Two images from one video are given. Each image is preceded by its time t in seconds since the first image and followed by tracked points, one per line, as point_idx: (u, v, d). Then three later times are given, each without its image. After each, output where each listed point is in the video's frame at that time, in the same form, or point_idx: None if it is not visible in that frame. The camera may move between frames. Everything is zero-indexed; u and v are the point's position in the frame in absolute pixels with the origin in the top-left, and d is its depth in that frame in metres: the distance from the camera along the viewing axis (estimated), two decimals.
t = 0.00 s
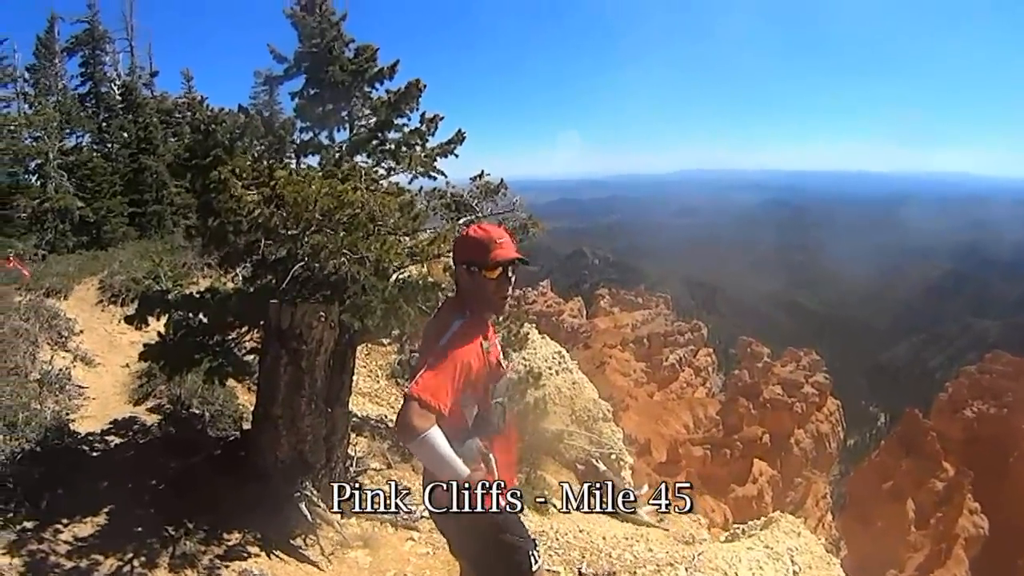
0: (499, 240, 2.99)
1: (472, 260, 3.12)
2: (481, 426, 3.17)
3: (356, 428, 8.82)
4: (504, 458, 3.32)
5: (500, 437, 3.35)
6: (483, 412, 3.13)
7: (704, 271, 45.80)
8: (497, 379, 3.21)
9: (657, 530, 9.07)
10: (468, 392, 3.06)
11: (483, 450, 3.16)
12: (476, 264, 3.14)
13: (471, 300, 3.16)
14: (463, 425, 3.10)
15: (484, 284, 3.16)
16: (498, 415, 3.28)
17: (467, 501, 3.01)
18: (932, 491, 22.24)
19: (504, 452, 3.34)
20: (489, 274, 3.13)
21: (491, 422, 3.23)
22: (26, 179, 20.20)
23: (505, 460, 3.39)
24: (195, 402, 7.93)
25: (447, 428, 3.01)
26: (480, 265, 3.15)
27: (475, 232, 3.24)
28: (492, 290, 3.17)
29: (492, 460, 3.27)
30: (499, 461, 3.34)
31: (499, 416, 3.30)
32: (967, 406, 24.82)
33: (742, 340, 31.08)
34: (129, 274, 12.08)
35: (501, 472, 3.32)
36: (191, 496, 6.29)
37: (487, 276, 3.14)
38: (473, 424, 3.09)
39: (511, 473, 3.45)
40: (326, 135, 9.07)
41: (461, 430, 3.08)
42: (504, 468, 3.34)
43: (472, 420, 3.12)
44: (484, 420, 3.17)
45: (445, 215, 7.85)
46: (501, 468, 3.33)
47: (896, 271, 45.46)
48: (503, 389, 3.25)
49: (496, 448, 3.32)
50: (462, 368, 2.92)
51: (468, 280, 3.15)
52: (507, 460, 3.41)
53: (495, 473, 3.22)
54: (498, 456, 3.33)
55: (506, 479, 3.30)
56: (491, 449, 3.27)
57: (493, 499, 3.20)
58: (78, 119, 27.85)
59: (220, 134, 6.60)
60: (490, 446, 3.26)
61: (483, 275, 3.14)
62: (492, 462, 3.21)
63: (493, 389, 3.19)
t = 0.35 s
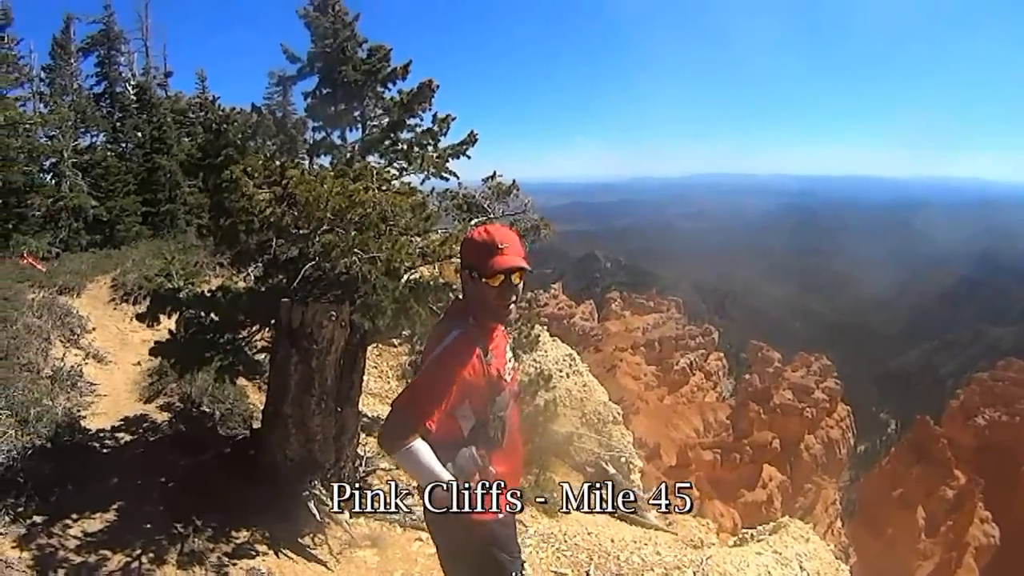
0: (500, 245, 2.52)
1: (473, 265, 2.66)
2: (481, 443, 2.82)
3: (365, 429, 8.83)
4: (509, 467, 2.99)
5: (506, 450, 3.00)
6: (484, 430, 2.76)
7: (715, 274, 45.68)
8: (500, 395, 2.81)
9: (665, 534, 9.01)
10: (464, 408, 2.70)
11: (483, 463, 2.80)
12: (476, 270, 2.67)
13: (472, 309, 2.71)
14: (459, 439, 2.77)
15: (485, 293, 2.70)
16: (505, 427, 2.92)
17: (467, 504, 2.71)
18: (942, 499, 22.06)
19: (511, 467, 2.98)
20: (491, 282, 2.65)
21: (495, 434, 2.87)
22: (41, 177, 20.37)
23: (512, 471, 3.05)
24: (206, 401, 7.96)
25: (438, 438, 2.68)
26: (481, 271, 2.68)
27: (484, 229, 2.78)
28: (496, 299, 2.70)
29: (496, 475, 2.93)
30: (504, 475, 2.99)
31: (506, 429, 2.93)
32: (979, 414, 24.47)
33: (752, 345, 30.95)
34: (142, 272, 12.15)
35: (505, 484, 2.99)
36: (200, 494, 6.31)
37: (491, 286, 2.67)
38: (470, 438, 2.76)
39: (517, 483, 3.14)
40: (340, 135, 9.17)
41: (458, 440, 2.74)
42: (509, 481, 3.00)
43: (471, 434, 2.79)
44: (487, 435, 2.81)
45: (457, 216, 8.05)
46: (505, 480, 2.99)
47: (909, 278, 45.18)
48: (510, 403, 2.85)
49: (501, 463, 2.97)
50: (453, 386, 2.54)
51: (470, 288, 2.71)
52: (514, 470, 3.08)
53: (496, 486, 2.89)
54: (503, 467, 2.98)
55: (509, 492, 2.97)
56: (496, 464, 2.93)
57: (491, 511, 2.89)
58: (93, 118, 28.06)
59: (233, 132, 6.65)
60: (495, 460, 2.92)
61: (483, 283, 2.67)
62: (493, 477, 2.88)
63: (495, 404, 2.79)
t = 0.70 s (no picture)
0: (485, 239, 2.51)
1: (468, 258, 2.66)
2: (459, 444, 2.81)
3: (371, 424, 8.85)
4: (501, 473, 3.02)
5: (491, 455, 2.98)
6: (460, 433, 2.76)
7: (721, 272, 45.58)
8: (482, 398, 2.78)
9: (668, 531, 8.99)
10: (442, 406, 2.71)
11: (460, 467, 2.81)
12: (470, 263, 2.66)
13: (466, 302, 2.72)
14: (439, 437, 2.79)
15: (477, 287, 2.69)
16: (489, 432, 2.89)
17: (468, 503, 2.90)
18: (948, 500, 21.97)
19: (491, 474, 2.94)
20: (481, 275, 2.63)
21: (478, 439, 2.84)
22: (50, 171, 20.45)
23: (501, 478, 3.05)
24: (212, 395, 7.99)
25: (419, 434, 2.74)
26: (476, 263, 2.67)
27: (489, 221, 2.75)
28: (486, 295, 2.69)
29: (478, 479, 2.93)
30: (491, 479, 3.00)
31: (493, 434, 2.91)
32: (986, 415, 24.02)
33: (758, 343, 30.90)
34: (149, 266, 12.20)
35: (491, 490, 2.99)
36: (206, 487, 6.34)
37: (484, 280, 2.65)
38: (451, 438, 2.76)
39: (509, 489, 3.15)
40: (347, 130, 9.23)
41: (434, 441, 2.74)
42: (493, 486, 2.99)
43: (452, 432, 2.80)
44: (467, 438, 2.80)
45: (463, 211, 8.03)
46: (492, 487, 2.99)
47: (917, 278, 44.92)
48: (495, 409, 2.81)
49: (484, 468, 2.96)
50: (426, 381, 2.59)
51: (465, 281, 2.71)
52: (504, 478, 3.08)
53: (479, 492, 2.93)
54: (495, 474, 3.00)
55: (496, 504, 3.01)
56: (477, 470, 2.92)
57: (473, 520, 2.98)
58: (102, 112, 28.15)
59: (241, 127, 6.71)
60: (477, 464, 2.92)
61: (474, 276, 2.66)
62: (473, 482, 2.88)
63: (477, 407, 2.76)
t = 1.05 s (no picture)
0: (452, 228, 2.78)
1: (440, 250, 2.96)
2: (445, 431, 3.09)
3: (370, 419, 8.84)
4: (490, 464, 3.30)
5: (480, 444, 3.25)
6: (443, 419, 3.03)
7: (722, 269, 45.53)
8: (465, 386, 3.03)
9: (667, 527, 8.96)
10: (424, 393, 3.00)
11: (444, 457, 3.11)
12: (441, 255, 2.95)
13: (444, 295, 3.00)
14: (427, 425, 3.08)
15: (451, 278, 2.98)
16: (477, 421, 3.13)
17: (467, 502, 3.27)
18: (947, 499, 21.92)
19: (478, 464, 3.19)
20: (450, 264, 2.92)
21: (463, 427, 3.11)
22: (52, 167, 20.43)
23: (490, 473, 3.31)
24: (213, 389, 8.00)
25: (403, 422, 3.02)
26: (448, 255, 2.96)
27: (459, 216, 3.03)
28: (460, 284, 2.96)
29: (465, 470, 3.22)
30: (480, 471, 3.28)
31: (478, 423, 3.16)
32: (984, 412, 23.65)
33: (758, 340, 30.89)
34: (149, 261, 12.19)
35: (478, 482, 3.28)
36: (206, 481, 6.36)
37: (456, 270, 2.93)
38: (435, 425, 3.04)
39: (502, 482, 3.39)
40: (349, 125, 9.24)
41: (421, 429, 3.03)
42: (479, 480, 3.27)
43: (438, 422, 3.06)
44: (452, 427, 3.07)
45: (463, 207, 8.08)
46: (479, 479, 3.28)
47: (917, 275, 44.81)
48: (479, 398, 3.06)
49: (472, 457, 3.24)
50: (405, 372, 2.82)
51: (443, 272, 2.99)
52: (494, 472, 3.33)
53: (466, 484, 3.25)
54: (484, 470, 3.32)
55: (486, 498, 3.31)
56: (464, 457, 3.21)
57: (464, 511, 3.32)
58: (103, 108, 28.14)
59: (241, 123, 6.74)
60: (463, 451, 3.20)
61: (446, 266, 2.95)
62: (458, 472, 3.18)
63: (459, 395, 3.03)
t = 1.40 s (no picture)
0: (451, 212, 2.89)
1: (437, 235, 3.07)
2: (425, 410, 3.21)
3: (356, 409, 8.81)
4: (467, 446, 3.46)
5: (458, 424, 3.37)
6: (423, 398, 3.14)
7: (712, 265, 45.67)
8: (447, 367, 3.14)
9: (652, 519, 8.98)
10: (408, 371, 3.12)
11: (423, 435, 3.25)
12: (438, 238, 3.06)
13: (436, 277, 3.11)
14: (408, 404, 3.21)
15: (446, 262, 3.08)
16: (456, 402, 3.25)
17: (466, 502, 3.50)
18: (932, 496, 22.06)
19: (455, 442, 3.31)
20: (448, 249, 3.03)
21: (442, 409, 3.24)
22: (41, 153, 20.35)
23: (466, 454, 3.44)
24: (200, 377, 7.96)
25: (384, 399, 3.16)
26: (445, 240, 3.07)
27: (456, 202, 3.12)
28: (453, 269, 3.07)
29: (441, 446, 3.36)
30: (455, 451, 3.41)
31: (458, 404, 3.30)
32: (971, 411, 24.55)
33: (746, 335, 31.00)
34: (138, 248, 12.15)
35: (453, 464, 3.41)
36: (193, 470, 6.34)
37: (452, 256, 3.05)
38: (416, 405, 3.17)
39: (476, 476, 3.51)
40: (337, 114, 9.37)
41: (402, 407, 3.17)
42: (453, 461, 3.40)
43: (418, 400, 3.19)
44: (431, 406, 3.18)
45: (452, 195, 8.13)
46: (454, 459, 3.41)
47: (905, 274, 45.08)
48: (460, 380, 3.19)
49: (449, 435, 3.37)
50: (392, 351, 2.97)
51: (438, 257, 3.11)
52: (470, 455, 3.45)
53: (441, 463, 3.38)
54: (462, 457, 3.47)
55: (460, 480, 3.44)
56: (440, 434, 3.33)
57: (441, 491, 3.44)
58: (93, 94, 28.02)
59: (231, 109, 6.71)
60: (441, 429, 3.32)
61: (442, 251, 3.06)
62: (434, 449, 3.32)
63: (440, 375, 3.14)
